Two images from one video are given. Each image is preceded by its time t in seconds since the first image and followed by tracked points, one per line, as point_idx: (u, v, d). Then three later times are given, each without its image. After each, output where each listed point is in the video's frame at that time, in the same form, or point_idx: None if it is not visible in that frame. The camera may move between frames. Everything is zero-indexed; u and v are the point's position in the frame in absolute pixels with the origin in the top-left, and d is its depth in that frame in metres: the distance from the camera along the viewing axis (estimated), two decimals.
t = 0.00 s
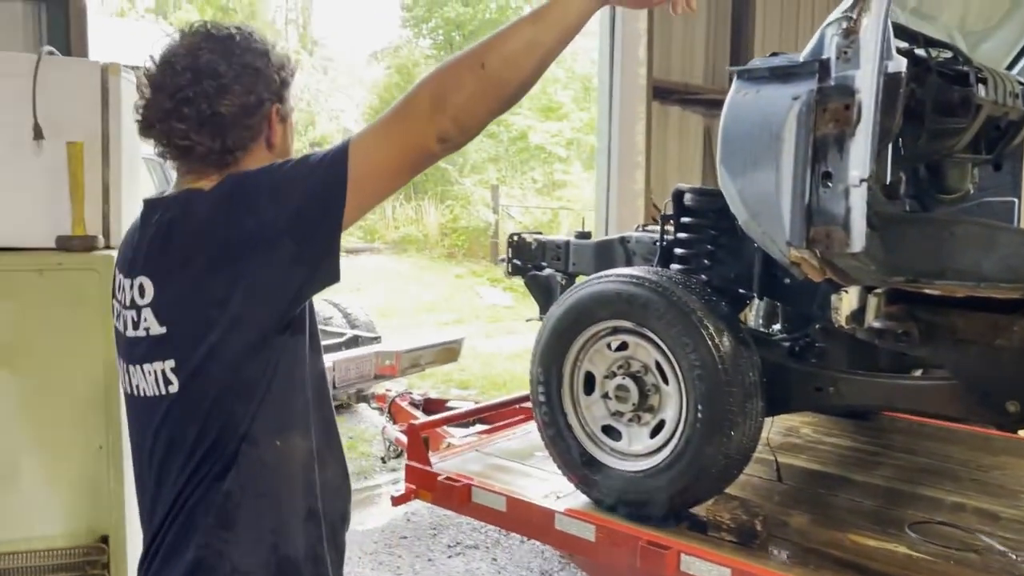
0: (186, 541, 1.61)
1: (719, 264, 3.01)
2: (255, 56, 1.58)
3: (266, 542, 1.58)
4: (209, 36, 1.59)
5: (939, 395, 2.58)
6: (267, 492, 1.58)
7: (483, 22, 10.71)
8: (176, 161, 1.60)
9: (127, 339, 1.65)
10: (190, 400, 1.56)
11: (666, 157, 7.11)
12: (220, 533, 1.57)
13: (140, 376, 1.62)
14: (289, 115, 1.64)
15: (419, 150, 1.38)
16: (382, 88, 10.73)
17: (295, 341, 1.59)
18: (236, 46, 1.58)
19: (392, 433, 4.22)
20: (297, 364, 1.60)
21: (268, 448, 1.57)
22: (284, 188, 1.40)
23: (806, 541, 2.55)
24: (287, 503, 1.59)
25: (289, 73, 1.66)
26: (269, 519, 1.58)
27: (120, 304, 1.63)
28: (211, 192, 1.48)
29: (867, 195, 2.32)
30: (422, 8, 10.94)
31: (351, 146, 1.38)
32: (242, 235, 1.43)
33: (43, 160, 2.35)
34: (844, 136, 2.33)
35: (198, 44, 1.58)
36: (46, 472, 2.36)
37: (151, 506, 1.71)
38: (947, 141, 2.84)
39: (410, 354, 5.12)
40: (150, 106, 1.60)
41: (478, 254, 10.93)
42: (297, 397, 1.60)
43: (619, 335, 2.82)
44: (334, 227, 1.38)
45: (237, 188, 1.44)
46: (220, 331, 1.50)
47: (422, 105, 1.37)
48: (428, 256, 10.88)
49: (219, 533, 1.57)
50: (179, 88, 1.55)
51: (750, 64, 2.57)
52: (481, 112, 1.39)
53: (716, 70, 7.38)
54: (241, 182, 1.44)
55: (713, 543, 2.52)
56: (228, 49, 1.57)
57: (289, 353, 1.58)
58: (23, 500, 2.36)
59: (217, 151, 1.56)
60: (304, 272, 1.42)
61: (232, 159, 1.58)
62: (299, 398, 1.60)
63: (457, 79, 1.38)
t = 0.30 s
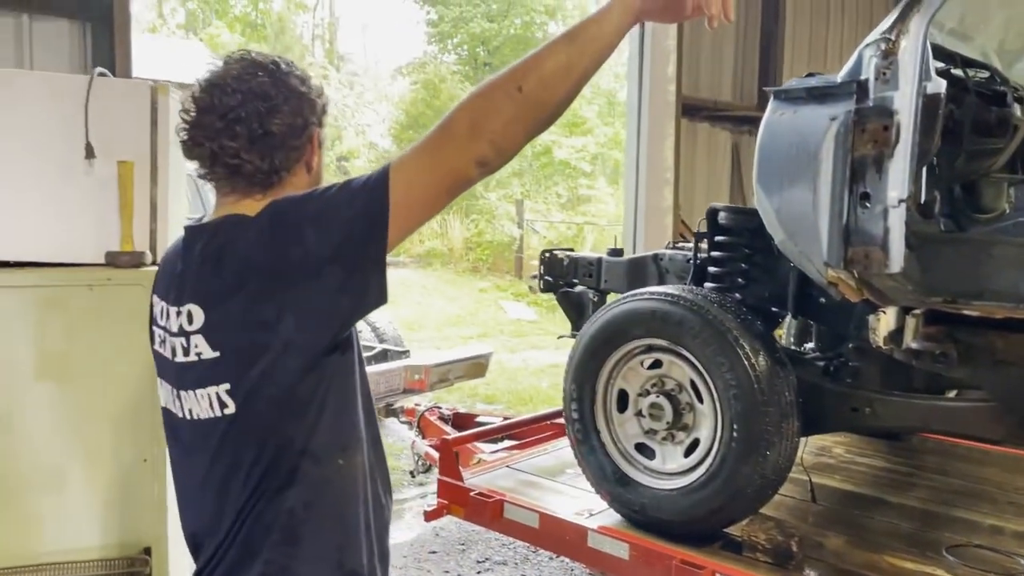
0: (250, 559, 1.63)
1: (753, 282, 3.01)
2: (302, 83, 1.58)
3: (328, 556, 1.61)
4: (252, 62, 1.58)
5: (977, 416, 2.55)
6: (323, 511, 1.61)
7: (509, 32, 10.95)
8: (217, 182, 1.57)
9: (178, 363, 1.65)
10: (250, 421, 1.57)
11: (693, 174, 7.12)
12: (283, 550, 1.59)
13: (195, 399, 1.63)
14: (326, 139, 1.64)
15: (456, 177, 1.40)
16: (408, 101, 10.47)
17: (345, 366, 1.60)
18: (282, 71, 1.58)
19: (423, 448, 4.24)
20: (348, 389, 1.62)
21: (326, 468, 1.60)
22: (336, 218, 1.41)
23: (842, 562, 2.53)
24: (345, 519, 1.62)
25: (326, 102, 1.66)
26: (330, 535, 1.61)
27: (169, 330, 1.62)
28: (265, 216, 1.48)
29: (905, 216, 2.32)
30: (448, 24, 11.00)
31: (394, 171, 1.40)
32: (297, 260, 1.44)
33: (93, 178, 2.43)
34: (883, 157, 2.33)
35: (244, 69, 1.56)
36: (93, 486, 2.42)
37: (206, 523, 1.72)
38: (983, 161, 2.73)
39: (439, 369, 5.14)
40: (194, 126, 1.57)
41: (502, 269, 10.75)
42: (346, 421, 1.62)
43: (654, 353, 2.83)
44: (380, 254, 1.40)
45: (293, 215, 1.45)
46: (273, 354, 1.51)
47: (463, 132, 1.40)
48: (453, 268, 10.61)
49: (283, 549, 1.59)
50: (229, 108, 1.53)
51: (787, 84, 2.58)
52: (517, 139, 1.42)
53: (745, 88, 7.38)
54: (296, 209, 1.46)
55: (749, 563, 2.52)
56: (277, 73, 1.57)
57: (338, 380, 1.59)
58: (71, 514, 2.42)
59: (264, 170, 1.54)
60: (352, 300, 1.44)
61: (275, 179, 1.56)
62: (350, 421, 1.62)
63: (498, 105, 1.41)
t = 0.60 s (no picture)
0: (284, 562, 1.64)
1: (777, 294, 3.01)
2: (330, 94, 1.62)
3: (365, 561, 1.63)
4: (282, 74, 1.62)
5: (1005, 430, 2.51)
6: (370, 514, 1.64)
7: (530, 47, 13.37)
8: (251, 189, 1.60)
9: (215, 368, 1.66)
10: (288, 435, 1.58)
11: (717, 184, 7.12)
12: (320, 555, 1.61)
13: (232, 403, 1.63)
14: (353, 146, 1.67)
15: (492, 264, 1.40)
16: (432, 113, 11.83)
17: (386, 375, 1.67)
18: (313, 83, 1.61)
19: (445, 457, 4.26)
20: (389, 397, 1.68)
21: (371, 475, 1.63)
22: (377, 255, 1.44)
23: None
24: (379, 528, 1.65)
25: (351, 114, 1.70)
26: (369, 543, 1.63)
27: (206, 334, 1.64)
28: (303, 238, 1.52)
29: (932, 228, 2.31)
30: (470, 36, 13.36)
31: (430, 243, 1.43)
32: (335, 296, 1.47)
33: (128, 190, 2.48)
34: (907, 169, 2.32)
35: (276, 80, 1.59)
36: (125, 492, 2.46)
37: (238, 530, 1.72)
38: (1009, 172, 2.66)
39: (461, 378, 5.15)
40: (228, 135, 1.59)
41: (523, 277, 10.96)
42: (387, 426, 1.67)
43: (677, 365, 2.82)
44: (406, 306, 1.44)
45: (334, 238, 1.49)
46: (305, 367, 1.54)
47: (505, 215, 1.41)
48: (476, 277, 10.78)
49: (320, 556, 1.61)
50: (264, 116, 1.55)
51: (813, 97, 2.60)
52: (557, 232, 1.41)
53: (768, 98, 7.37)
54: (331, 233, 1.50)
55: None
56: (307, 84, 1.60)
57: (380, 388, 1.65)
58: (103, 520, 2.46)
59: (298, 175, 1.57)
60: (382, 337, 1.47)
61: (307, 184, 1.59)
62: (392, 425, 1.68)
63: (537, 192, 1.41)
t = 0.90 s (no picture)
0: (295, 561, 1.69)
1: (796, 298, 3.01)
2: (367, 107, 1.64)
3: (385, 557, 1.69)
4: (320, 85, 1.64)
5: None
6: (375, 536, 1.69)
7: (552, 52, 13.74)
8: (285, 194, 1.62)
9: (236, 364, 1.69)
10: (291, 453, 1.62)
11: (739, 188, 7.11)
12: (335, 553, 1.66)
13: (248, 402, 1.65)
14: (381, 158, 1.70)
15: (335, 508, 1.46)
16: (454, 118, 12.48)
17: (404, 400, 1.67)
18: (348, 94, 1.63)
19: (467, 459, 4.31)
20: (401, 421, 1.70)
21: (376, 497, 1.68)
22: (360, 346, 1.47)
23: None
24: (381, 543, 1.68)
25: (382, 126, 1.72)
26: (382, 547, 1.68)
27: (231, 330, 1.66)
28: (313, 267, 1.53)
29: (950, 232, 2.33)
30: (493, 41, 13.65)
31: (372, 429, 1.47)
32: (299, 370, 1.48)
33: (156, 200, 2.55)
34: (926, 173, 2.34)
35: (315, 90, 1.61)
36: (154, 489, 2.53)
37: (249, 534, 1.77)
38: None
39: (483, 381, 5.19)
40: (265, 141, 1.60)
41: (546, 281, 11.88)
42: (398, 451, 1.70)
43: (697, 367, 2.84)
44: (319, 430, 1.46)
45: (345, 280, 1.51)
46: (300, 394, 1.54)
47: (388, 523, 1.49)
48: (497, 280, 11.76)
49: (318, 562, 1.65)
50: (304, 125, 1.57)
51: (830, 101, 2.61)
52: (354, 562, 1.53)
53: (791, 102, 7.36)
54: (341, 273, 1.52)
55: None
56: (346, 95, 1.62)
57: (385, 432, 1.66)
58: (132, 516, 2.52)
59: (333, 183, 1.60)
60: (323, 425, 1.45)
61: (340, 191, 1.62)
62: (402, 448, 1.71)
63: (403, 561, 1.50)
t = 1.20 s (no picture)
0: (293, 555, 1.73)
1: (811, 295, 3.04)
2: (381, 115, 1.66)
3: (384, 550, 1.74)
4: (343, 90, 1.67)
5: None
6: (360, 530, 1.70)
7: (571, 50, 13.85)
8: (296, 194, 1.66)
9: (238, 359, 1.73)
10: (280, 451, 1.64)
11: (757, 185, 7.10)
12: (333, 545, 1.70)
13: (245, 395, 1.69)
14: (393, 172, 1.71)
15: (289, 511, 1.47)
16: (474, 117, 12.54)
17: (387, 401, 1.66)
18: (368, 102, 1.66)
19: (485, 455, 4.36)
20: (386, 422, 1.68)
21: (359, 495, 1.67)
22: (336, 355, 1.46)
23: None
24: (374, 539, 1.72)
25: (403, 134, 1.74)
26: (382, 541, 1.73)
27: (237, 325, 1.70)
28: (300, 270, 1.52)
29: (962, 229, 2.33)
30: (511, 40, 13.98)
31: (340, 440, 1.48)
32: (277, 374, 1.49)
33: (180, 197, 2.61)
34: (937, 170, 2.35)
35: (335, 96, 1.64)
36: (176, 483, 2.60)
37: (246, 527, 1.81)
38: None
39: (500, 378, 5.23)
40: (283, 141, 1.64)
41: (564, 279, 11.96)
42: (384, 448, 1.70)
43: (710, 364, 2.87)
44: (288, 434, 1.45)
45: (328, 286, 1.50)
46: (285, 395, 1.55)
47: (337, 545, 1.50)
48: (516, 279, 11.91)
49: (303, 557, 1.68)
50: (317, 130, 1.60)
51: (842, 99, 2.63)
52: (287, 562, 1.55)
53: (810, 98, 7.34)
54: (327, 278, 1.51)
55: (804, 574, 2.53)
56: (361, 103, 1.65)
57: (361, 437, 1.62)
58: (155, 509, 2.59)
59: (340, 188, 1.62)
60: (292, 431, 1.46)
61: (346, 198, 1.64)
62: (386, 447, 1.70)
63: None
